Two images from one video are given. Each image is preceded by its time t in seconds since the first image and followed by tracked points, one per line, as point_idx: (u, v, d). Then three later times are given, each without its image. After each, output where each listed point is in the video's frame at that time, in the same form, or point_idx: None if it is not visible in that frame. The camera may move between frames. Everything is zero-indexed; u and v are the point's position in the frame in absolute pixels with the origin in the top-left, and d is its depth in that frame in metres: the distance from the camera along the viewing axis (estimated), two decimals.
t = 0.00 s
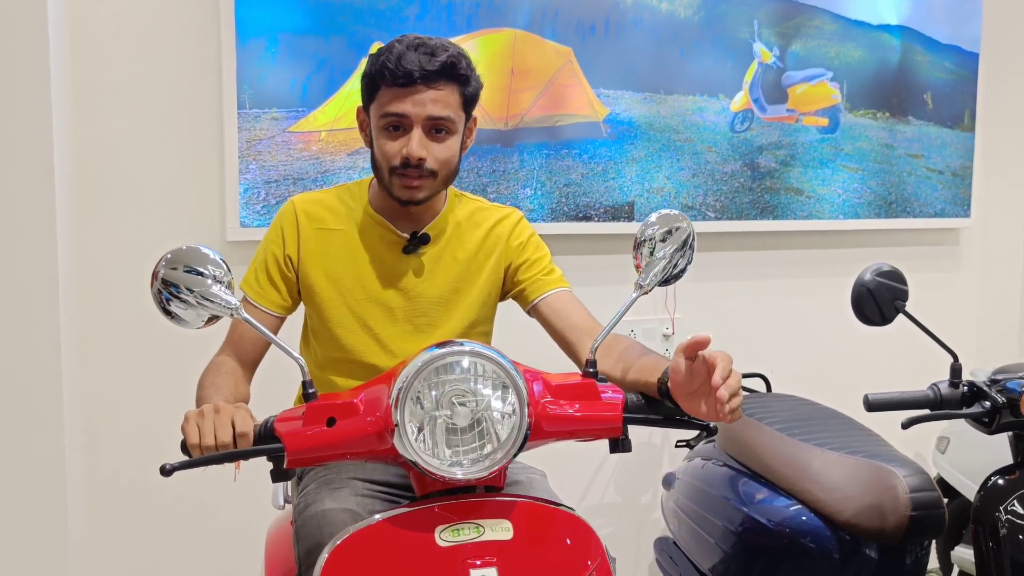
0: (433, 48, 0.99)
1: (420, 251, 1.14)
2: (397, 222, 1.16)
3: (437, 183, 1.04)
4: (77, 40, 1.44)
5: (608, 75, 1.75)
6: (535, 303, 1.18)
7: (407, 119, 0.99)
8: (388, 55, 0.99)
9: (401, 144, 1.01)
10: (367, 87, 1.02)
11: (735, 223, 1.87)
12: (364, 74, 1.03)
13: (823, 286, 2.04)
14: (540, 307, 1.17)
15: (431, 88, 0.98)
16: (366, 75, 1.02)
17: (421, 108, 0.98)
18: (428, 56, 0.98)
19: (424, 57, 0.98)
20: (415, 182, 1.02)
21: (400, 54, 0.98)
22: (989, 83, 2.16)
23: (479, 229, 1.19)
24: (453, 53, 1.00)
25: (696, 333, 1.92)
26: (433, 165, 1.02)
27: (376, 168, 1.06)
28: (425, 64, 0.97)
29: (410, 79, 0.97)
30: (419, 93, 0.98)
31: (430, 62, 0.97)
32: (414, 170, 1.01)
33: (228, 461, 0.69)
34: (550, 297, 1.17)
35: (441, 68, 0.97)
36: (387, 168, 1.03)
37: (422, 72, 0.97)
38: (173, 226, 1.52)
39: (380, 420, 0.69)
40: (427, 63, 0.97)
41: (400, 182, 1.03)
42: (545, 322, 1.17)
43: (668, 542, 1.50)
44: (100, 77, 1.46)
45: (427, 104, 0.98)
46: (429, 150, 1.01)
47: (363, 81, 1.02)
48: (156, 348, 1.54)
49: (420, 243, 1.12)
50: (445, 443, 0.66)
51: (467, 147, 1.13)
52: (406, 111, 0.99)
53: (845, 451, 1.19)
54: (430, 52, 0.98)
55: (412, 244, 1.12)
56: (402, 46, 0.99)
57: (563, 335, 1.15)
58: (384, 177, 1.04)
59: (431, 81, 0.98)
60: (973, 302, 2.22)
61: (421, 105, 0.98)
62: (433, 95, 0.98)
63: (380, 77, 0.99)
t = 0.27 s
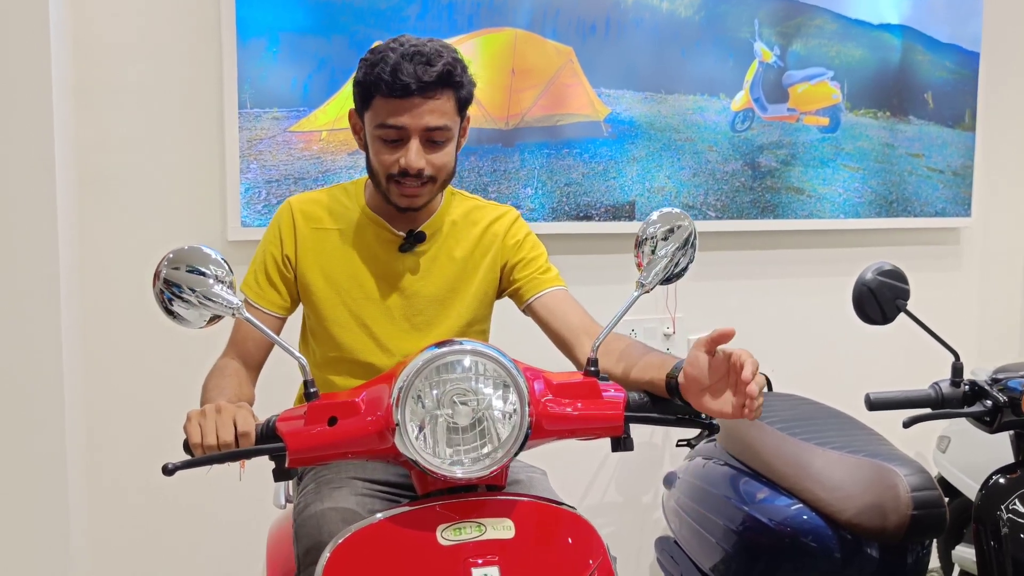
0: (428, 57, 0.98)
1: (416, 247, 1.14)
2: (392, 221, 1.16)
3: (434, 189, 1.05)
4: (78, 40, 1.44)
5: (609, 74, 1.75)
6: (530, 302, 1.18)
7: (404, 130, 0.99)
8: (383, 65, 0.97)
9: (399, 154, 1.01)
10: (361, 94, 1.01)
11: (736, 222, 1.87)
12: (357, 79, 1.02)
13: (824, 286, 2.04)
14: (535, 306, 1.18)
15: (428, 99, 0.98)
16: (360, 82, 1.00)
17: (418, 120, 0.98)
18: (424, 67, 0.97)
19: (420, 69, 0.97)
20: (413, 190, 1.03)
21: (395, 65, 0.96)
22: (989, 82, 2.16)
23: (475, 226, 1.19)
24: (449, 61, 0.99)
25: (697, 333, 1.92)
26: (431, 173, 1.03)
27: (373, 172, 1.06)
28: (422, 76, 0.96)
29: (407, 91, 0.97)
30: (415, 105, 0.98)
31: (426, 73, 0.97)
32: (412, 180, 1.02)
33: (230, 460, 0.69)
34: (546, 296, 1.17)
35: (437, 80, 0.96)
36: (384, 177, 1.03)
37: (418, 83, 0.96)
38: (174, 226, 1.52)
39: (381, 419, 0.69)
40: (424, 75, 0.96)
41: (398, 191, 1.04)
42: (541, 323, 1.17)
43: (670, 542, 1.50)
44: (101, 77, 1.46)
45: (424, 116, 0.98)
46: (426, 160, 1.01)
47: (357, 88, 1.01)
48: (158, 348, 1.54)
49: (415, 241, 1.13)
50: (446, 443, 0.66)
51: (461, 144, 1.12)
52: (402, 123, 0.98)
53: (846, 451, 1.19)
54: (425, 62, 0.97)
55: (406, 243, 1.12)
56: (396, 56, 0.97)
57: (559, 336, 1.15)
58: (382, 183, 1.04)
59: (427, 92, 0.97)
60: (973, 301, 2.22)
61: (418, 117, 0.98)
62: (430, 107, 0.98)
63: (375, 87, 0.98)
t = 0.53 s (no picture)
0: (428, 46, 0.98)
1: (416, 248, 1.13)
2: (392, 220, 1.16)
3: (433, 180, 1.04)
4: (78, 40, 1.44)
5: (609, 74, 1.75)
6: (526, 305, 1.18)
7: (403, 117, 0.99)
8: (382, 53, 0.98)
9: (397, 142, 1.01)
10: (361, 85, 1.02)
11: (736, 222, 1.87)
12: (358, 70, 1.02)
13: (824, 285, 2.04)
14: (530, 309, 1.17)
15: (426, 86, 0.98)
16: (361, 72, 1.01)
17: (417, 107, 0.98)
18: (423, 54, 0.98)
19: (419, 56, 0.97)
20: (411, 180, 1.02)
21: (395, 52, 0.97)
22: (989, 82, 2.16)
23: (476, 228, 1.19)
24: (448, 50, 0.99)
25: (697, 332, 1.92)
26: (429, 162, 1.02)
27: (371, 166, 1.06)
28: (420, 62, 0.96)
29: (405, 77, 0.97)
30: (413, 92, 0.98)
31: (424, 60, 0.97)
32: (411, 168, 1.01)
33: (229, 460, 0.69)
34: (545, 299, 1.17)
35: (436, 66, 0.97)
36: (382, 167, 1.02)
37: (416, 70, 0.97)
38: (174, 225, 1.52)
39: (381, 419, 0.69)
40: (422, 61, 0.97)
41: (396, 181, 1.03)
42: (532, 324, 1.17)
43: (670, 541, 1.50)
44: (101, 76, 1.46)
45: (422, 103, 0.98)
46: (424, 148, 1.01)
47: (357, 79, 1.02)
48: (158, 347, 1.54)
49: (416, 241, 1.11)
50: (445, 441, 0.66)
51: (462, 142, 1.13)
52: (401, 109, 0.98)
53: (846, 450, 1.19)
54: (425, 50, 0.98)
55: (407, 242, 1.11)
56: (396, 44, 0.98)
57: (550, 335, 1.16)
58: (380, 174, 1.04)
59: (426, 79, 0.98)
60: (974, 301, 2.22)
61: (417, 103, 0.98)
62: (429, 93, 0.98)
63: (374, 74, 0.98)
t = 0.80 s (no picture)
0: (434, 42, 0.99)
1: (418, 248, 1.14)
2: (396, 220, 1.16)
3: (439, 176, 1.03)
4: (79, 41, 1.44)
5: (609, 74, 1.75)
6: (535, 303, 1.19)
7: (409, 110, 0.99)
8: (390, 48, 0.99)
9: (403, 136, 1.01)
10: (369, 81, 1.02)
11: (736, 222, 1.88)
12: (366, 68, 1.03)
13: (823, 285, 2.04)
14: (540, 306, 1.18)
15: (434, 80, 0.98)
16: (368, 69, 1.02)
17: (424, 100, 0.98)
18: (431, 49, 0.98)
19: (427, 50, 0.98)
20: (417, 174, 1.01)
21: (403, 47, 0.98)
22: (989, 82, 2.16)
23: (478, 228, 1.20)
24: (455, 47, 1.00)
25: (697, 332, 1.92)
26: (435, 157, 1.02)
27: (378, 162, 1.05)
28: (428, 55, 0.97)
29: (413, 70, 0.97)
30: (421, 85, 0.98)
31: (432, 53, 0.98)
32: (417, 162, 1.00)
33: (229, 460, 0.70)
34: (551, 296, 1.18)
35: (443, 60, 0.98)
36: (389, 161, 1.02)
37: (424, 63, 0.97)
38: (175, 226, 1.53)
39: (381, 420, 0.69)
40: (430, 55, 0.97)
41: (402, 175, 1.02)
42: (544, 320, 1.18)
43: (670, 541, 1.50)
44: (102, 77, 1.46)
45: (430, 96, 0.98)
46: (431, 142, 1.00)
47: (365, 76, 1.03)
48: (159, 348, 1.54)
49: (421, 241, 1.12)
50: (446, 443, 0.66)
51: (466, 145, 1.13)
52: (407, 102, 0.99)
53: (846, 450, 1.19)
54: (432, 45, 0.99)
55: (411, 241, 1.12)
56: (404, 40, 0.99)
57: (563, 334, 1.15)
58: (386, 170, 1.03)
59: (433, 73, 0.98)
60: (973, 301, 2.22)
61: (424, 96, 0.98)
62: (435, 86, 0.98)
63: (382, 69, 0.99)
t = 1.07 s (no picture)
0: (437, 38, 1.00)
1: (418, 247, 1.14)
2: (396, 218, 1.17)
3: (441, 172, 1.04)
4: (80, 42, 1.45)
5: (608, 74, 1.76)
6: (534, 300, 1.19)
7: (411, 105, 1.00)
8: (393, 44, 1.00)
9: (405, 131, 1.01)
10: (371, 78, 1.03)
11: (734, 221, 1.88)
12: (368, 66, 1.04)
13: (822, 285, 2.05)
14: (539, 304, 1.18)
15: (436, 75, 0.99)
16: (370, 66, 1.03)
17: (426, 94, 0.99)
18: (433, 45, 0.99)
19: (429, 46, 0.99)
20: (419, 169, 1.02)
21: (405, 43, 0.99)
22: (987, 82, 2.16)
23: (477, 227, 1.20)
24: (457, 44, 1.01)
25: (695, 331, 1.92)
26: (437, 152, 1.02)
27: (379, 158, 1.06)
28: (430, 50, 0.98)
29: (415, 65, 0.98)
30: (423, 79, 0.99)
31: (434, 49, 0.99)
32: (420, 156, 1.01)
33: (230, 458, 0.70)
34: (550, 293, 1.18)
35: (445, 55, 0.98)
36: (391, 156, 1.02)
37: (427, 58, 0.98)
38: (175, 226, 1.53)
39: (381, 417, 0.70)
40: (432, 50, 0.98)
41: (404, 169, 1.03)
42: (543, 318, 1.18)
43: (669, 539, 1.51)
44: (102, 78, 1.47)
45: (432, 91, 0.99)
46: (433, 136, 1.01)
47: (367, 73, 1.03)
48: (160, 347, 1.55)
49: (420, 240, 1.13)
50: (446, 440, 0.67)
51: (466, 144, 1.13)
52: (410, 97, 0.99)
53: (843, 448, 1.20)
54: (434, 41, 1.00)
55: (411, 240, 1.13)
56: (407, 37, 1.00)
57: (562, 331, 1.16)
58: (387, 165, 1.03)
59: (435, 69, 0.99)
60: (971, 300, 2.23)
61: (426, 91, 0.99)
62: (437, 81, 0.99)
63: (384, 65, 1.00)
